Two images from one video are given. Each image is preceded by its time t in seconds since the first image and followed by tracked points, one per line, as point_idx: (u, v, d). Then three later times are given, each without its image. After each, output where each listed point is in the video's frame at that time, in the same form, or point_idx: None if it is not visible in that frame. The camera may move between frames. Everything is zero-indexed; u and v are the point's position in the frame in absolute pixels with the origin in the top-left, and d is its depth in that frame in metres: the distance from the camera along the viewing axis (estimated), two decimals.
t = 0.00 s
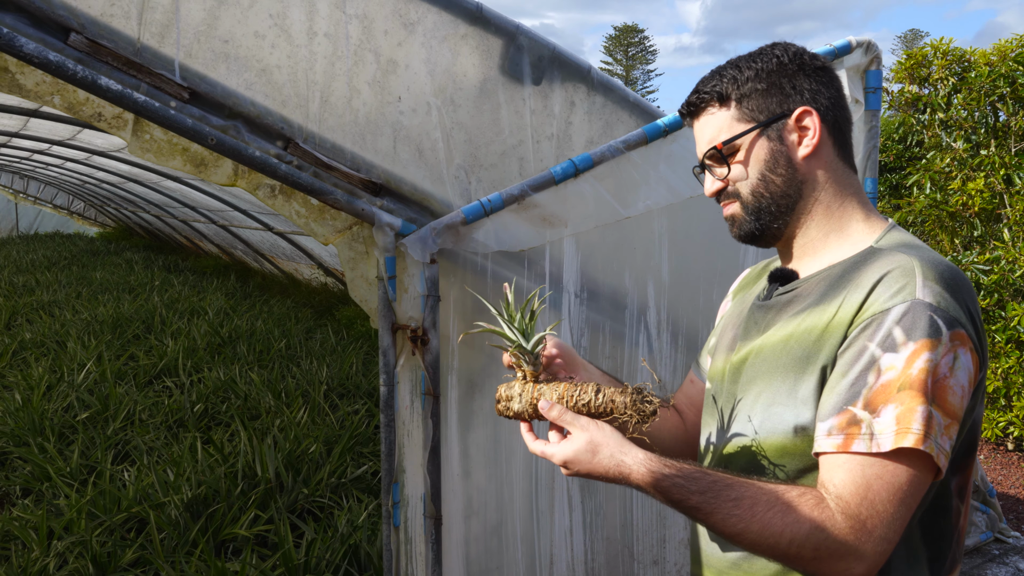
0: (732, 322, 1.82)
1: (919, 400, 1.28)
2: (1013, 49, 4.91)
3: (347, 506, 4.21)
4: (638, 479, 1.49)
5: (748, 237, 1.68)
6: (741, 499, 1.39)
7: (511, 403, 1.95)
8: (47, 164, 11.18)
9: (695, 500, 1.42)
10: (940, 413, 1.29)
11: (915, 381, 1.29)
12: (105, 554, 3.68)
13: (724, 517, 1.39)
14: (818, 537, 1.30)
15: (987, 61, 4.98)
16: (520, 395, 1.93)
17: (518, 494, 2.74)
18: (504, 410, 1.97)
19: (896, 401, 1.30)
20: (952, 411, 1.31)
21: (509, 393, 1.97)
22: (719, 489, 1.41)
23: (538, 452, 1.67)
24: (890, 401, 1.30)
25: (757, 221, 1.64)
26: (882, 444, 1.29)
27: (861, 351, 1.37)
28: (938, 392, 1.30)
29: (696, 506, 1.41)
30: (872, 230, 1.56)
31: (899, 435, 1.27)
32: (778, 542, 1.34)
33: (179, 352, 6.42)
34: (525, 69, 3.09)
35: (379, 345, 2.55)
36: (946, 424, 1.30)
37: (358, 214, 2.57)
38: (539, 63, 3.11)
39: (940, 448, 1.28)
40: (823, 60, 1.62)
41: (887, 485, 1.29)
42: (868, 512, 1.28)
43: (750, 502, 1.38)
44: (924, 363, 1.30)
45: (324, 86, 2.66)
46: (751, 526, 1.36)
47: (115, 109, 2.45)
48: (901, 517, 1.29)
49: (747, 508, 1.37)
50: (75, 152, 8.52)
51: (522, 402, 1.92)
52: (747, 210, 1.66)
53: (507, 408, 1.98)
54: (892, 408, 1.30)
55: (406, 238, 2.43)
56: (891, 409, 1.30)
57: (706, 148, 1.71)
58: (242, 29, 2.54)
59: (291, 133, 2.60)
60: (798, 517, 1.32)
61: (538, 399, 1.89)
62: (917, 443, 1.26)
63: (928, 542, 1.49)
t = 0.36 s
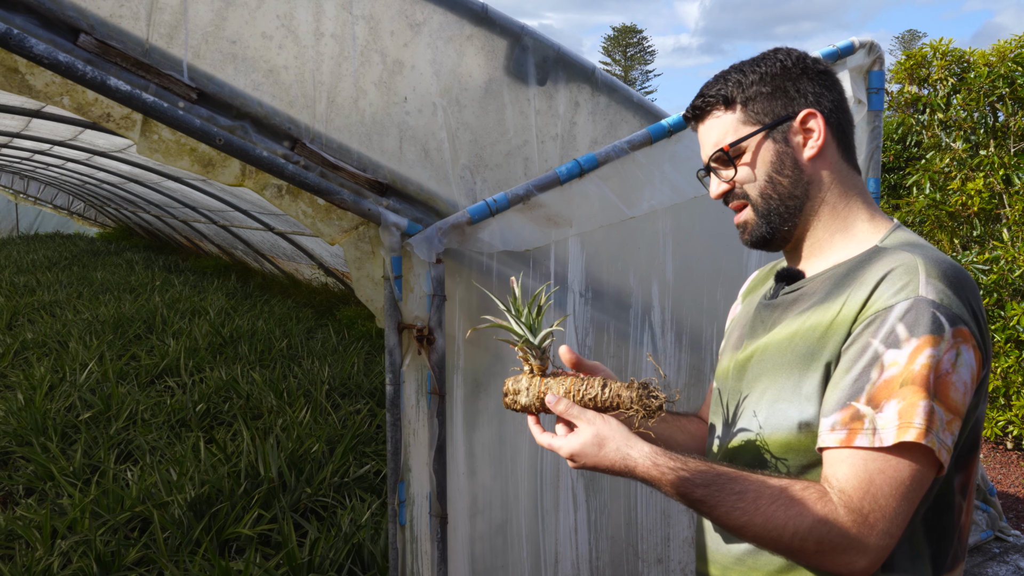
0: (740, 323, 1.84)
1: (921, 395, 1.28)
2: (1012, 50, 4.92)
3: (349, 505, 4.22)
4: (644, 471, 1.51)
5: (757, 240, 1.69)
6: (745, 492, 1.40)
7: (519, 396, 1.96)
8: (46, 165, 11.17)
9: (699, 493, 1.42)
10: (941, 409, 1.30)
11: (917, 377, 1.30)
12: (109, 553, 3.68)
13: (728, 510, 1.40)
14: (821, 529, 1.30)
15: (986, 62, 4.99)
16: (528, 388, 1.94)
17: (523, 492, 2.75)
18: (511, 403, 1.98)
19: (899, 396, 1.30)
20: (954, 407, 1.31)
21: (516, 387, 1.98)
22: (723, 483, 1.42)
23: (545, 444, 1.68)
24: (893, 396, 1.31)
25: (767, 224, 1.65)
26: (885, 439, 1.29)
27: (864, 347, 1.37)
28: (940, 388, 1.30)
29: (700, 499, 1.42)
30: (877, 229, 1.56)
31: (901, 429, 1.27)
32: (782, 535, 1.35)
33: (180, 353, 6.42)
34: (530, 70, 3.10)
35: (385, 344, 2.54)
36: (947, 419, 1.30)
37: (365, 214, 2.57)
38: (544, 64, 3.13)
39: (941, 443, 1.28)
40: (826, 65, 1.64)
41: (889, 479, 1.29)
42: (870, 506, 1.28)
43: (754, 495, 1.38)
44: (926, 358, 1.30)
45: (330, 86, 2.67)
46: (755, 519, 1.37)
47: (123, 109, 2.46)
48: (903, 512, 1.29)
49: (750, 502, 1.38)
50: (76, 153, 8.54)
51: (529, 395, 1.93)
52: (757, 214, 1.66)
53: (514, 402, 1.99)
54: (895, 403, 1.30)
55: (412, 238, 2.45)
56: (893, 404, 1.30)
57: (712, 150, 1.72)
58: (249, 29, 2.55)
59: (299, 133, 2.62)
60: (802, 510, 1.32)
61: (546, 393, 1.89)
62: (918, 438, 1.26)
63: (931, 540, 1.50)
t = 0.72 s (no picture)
0: (743, 324, 1.84)
1: (924, 395, 1.28)
2: (1012, 50, 4.93)
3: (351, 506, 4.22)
4: (649, 473, 1.51)
5: (760, 228, 1.67)
6: (750, 493, 1.40)
7: (524, 398, 1.96)
8: (45, 165, 11.16)
9: (705, 494, 1.43)
10: (944, 409, 1.29)
11: (920, 377, 1.30)
12: (111, 554, 3.68)
13: (733, 511, 1.40)
14: (827, 530, 1.30)
15: (987, 62, 4.99)
16: (534, 390, 1.94)
17: (526, 492, 2.75)
18: (516, 404, 1.99)
19: (902, 397, 1.30)
20: (957, 407, 1.31)
21: (522, 388, 1.98)
22: (728, 484, 1.42)
23: (550, 446, 1.68)
24: (896, 396, 1.31)
25: (774, 212, 1.63)
26: (888, 438, 1.29)
27: (868, 348, 1.37)
28: (943, 388, 1.30)
29: (705, 500, 1.42)
30: (879, 230, 1.57)
31: (905, 429, 1.27)
32: (787, 536, 1.35)
33: (180, 353, 6.42)
34: (533, 71, 3.10)
35: (389, 345, 2.56)
36: (950, 419, 1.30)
37: (369, 214, 2.57)
38: (547, 65, 3.13)
39: (945, 443, 1.28)
40: (843, 69, 1.66)
41: (894, 479, 1.29)
42: (875, 506, 1.28)
43: (759, 496, 1.38)
44: (929, 359, 1.30)
45: (334, 87, 2.67)
46: (760, 519, 1.37)
47: (128, 111, 2.46)
48: (907, 512, 1.29)
49: (755, 502, 1.38)
50: (76, 153, 8.53)
51: (534, 397, 1.93)
52: (764, 200, 1.65)
53: (520, 403, 1.99)
54: (898, 403, 1.30)
55: (416, 240, 2.46)
56: (897, 404, 1.30)
57: (727, 133, 1.70)
58: (254, 31, 2.56)
59: (303, 134, 2.62)
60: (807, 510, 1.33)
61: (551, 395, 1.89)
62: (922, 437, 1.26)
63: (935, 539, 1.50)
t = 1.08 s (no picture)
0: (742, 324, 1.84)
1: (925, 394, 1.28)
2: (1012, 49, 4.92)
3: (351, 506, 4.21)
4: (650, 473, 1.51)
5: (762, 227, 1.66)
6: (752, 492, 1.39)
7: (525, 396, 1.95)
8: (44, 165, 11.15)
9: (706, 494, 1.42)
10: (945, 408, 1.29)
11: (922, 376, 1.29)
12: (110, 555, 3.67)
13: (735, 511, 1.39)
14: (828, 529, 1.30)
15: (986, 62, 4.99)
16: (534, 389, 1.94)
17: (527, 493, 2.75)
18: (517, 403, 1.98)
19: (903, 396, 1.30)
20: (958, 406, 1.31)
21: (523, 387, 1.98)
22: (729, 484, 1.41)
23: (550, 444, 1.68)
24: (897, 396, 1.30)
25: (775, 212, 1.63)
26: (889, 438, 1.28)
27: (869, 347, 1.37)
28: (943, 387, 1.30)
29: (707, 500, 1.42)
30: (879, 230, 1.57)
31: (907, 428, 1.27)
32: (789, 535, 1.34)
33: (180, 353, 6.41)
34: (534, 71, 3.10)
35: (390, 346, 2.53)
36: (951, 418, 1.29)
37: (370, 215, 2.57)
38: (548, 65, 3.13)
39: (946, 442, 1.27)
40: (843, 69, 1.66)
41: (895, 478, 1.29)
42: (876, 505, 1.28)
43: (760, 496, 1.38)
44: (930, 358, 1.30)
45: (336, 88, 2.67)
46: (762, 519, 1.37)
47: (129, 111, 2.46)
48: (908, 511, 1.29)
49: (757, 502, 1.38)
50: (75, 154, 8.52)
51: (535, 396, 1.92)
52: (765, 200, 1.64)
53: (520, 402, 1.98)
54: (899, 402, 1.30)
55: (417, 239, 2.45)
56: (898, 403, 1.30)
57: (729, 133, 1.69)
58: (255, 31, 2.55)
59: (304, 135, 2.61)
60: (809, 510, 1.32)
61: (552, 394, 1.89)
62: (924, 437, 1.25)
63: (936, 539, 1.50)
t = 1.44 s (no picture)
0: (745, 326, 1.84)
1: (931, 396, 1.28)
2: (1012, 50, 4.93)
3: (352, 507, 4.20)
4: (654, 475, 1.50)
5: (763, 237, 1.68)
6: (757, 494, 1.39)
7: (530, 397, 1.94)
8: (44, 165, 11.13)
9: (711, 496, 1.42)
10: (951, 410, 1.29)
11: (927, 378, 1.29)
12: (111, 556, 3.66)
13: (739, 514, 1.39)
14: (833, 532, 1.30)
15: (986, 62, 4.99)
16: (540, 390, 1.92)
17: (530, 494, 2.75)
18: (522, 404, 1.97)
19: (909, 398, 1.29)
20: (963, 409, 1.30)
21: (528, 388, 1.97)
22: (734, 486, 1.42)
23: (555, 446, 1.67)
24: (903, 398, 1.30)
25: (775, 222, 1.64)
26: (895, 440, 1.28)
27: (874, 349, 1.37)
28: (949, 389, 1.30)
29: (712, 502, 1.42)
30: (882, 232, 1.56)
31: (912, 431, 1.27)
32: (794, 538, 1.34)
33: (179, 354, 6.41)
34: (536, 73, 3.10)
35: (393, 347, 2.54)
36: (956, 420, 1.29)
37: (373, 216, 2.57)
38: (550, 66, 3.13)
39: (951, 444, 1.27)
40: (840, 70, 1.65)
41: (900, 481, 1.28)
42: (882, 508, 1.28)
43: (765, 498, 1.38)
44: (935, 361, 1.29)
45: (338, 89, 2.67)
46: (767, 521, 1.37)
47: (131, 113, 2.45)
48: (914, 514, 1.29)
49: (762, 504, 1.38)
50: (75, 154, 8.51)
51: (540, 397, 1.91)
52: (765, 211, 1.65)
53: (525, 403, 1.98)
54: (905, 405, 1.29)
55: (420, 241, 2.44)
56: (904, 406, 1.29)
57: (727, 146, 1.69)
58: (257, 33, 2.55)
59: (306, 137, 2.61)
60: (814, 512, 1.32)
61: (557, 395, 1.89)
62: (929, 439, 1.25)
63: (940, 541, 1.50)
